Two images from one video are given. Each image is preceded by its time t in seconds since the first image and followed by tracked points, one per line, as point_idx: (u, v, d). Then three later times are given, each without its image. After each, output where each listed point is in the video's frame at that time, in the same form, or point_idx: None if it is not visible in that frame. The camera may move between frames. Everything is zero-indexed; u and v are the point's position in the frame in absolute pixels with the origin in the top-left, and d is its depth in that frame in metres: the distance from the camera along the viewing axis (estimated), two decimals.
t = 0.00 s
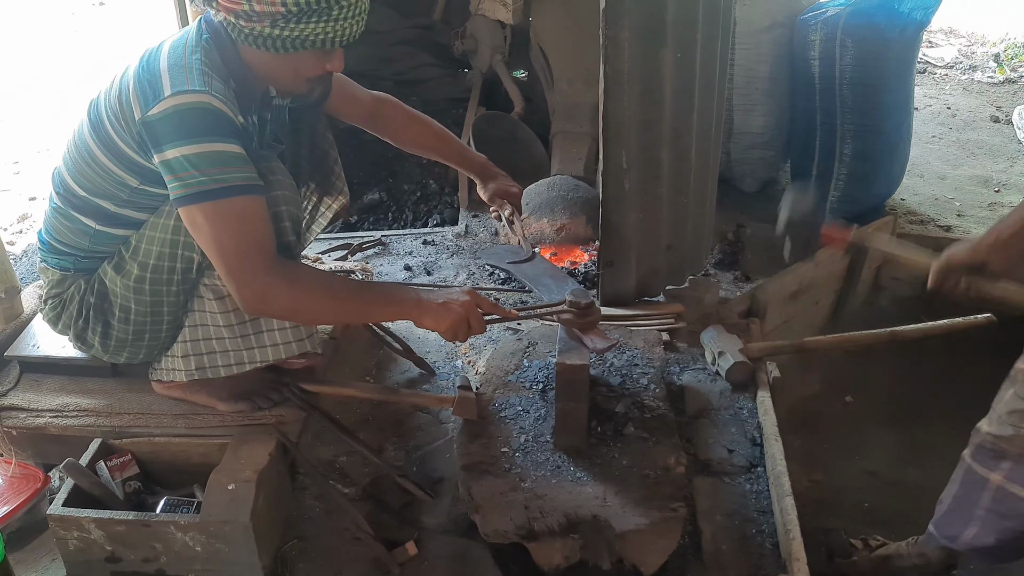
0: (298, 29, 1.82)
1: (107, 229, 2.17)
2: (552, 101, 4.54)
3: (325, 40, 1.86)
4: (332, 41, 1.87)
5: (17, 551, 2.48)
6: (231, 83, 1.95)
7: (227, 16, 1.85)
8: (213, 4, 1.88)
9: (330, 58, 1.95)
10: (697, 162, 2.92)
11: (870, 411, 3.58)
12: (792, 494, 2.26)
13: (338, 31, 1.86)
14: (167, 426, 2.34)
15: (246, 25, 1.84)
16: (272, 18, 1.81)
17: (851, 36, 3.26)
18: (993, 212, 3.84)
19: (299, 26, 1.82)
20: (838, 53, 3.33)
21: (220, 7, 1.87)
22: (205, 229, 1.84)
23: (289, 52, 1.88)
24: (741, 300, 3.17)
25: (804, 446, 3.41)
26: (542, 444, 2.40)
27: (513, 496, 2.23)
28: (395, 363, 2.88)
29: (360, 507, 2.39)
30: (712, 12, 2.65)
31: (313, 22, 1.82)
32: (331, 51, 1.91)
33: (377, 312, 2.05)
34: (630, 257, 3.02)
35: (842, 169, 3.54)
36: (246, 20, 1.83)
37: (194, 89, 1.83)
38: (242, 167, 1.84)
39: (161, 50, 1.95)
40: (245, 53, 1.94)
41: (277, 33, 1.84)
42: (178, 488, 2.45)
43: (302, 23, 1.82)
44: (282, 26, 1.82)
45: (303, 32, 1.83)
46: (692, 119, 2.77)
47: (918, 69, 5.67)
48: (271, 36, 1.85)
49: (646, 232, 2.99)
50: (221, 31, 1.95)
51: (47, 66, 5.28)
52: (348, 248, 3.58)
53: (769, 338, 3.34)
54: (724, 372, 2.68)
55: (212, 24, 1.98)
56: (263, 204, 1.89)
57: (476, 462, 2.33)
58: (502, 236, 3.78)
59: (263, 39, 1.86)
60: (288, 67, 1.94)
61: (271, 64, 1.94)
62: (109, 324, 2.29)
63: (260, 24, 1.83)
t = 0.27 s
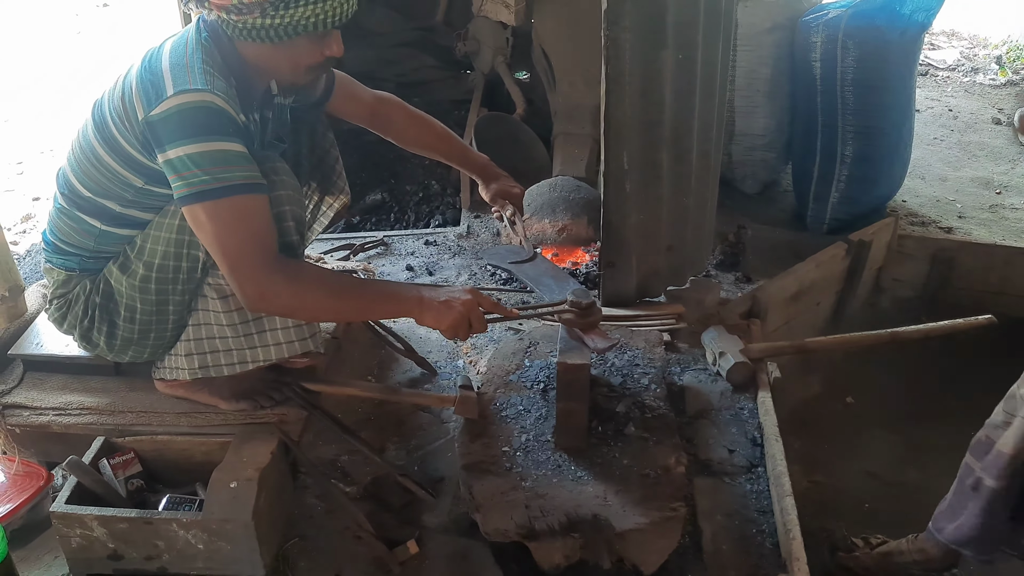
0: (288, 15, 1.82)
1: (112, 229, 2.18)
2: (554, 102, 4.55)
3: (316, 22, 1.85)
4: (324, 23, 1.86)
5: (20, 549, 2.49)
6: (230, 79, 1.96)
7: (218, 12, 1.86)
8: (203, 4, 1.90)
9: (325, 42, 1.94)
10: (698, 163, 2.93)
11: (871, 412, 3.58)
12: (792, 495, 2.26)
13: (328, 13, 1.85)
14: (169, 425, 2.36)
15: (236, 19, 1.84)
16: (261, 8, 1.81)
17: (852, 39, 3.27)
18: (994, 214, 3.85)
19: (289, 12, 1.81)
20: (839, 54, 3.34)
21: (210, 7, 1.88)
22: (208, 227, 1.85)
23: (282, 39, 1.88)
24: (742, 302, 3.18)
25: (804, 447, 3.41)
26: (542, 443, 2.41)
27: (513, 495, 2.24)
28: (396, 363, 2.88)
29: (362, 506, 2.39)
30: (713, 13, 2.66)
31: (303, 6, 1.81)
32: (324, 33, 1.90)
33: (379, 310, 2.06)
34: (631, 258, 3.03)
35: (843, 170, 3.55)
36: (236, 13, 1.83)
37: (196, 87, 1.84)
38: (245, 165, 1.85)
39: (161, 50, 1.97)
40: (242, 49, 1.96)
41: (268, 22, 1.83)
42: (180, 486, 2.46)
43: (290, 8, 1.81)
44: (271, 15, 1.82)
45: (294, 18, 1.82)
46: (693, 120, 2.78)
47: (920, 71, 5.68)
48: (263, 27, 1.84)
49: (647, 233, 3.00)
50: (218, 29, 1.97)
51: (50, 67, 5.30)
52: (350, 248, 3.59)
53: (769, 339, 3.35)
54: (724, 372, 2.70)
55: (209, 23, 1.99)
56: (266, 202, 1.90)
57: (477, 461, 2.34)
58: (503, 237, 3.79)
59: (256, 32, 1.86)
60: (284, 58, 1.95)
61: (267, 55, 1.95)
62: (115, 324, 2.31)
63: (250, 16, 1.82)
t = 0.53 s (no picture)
0: (275, 5, 1.80)
1: (111, 232, 2.18)
2: (553, 103, 4.55)
3: (305, 9, 1.83)
4: (312, 9, 1.84)
5: (15, 551, 2.48)
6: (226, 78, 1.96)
7: (208, 11, 1.87)
8: (194, 6, 1.91)
9: (317, 29, 1.92)
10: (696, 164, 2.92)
11: (870, 415, 3.58)
12: (790, 497, 2.25)
13: None
14: (166, 426, 2.35)
15: (225, 14, 1.84)
16: None
17: (851, 40, 3.27)
18: (993, 216, 3.84)
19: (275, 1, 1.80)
20: (837, 56, 3.33)
21: (201, 5, 1.88)
22: (205, 228, 1.84)
23: (273, 29, 1.87)
24: (740, 304, 3.17)
25: (803, 449, 3.41)
26: (540, 445, 2.41)
27: (511, 497, 2.23)
28: (394, 365, 2.88)
29: (359, 508, 2.39)
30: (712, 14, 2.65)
31: None
32: (315, 19, 1.88)
33: (376, 314, 2.06)
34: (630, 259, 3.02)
35: (841, 171, 3.54)
36: (225, 8, 1.83)
37: (193, 90, 1.84)
38: (242, 168, 1.84)
39: (158, 52, 1.96)
40: (235, 45, 1.95)
41: (256, 14, 1.82)
42: (176, 488, 2.46)
43: None
44: (259, 6, 1.81)
45: (282, 7, 1.81)
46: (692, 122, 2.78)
47: (919, 74, 5.67)
48: (251, 19, 1.84)
49: (646, 235, 2.99)
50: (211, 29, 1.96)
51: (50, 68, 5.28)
52: (348, 250, 3.59)
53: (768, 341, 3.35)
54: (723, 374, 2.69)
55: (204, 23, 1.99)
56: (264, 204, 1.90)
57: (474, 464, 2.33)
58: (501, 239, 3.78)
59: (245, 25, 1.85)
60: (277, 50, 1.94)
61: (259, 49, 1.94)
62: (113, 326, 2.30)
63: (238, 9, 1.82)
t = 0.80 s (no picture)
0: (277, 12, 1.81)
1: (108, 233, 2.17)
2: (550, 104, 4.54)
3: (308, 17, 1.84)
4: (315, 17, 1.86)
5: (10, 553, 2.47)
6: (224, 80, 1.95)
7: (206, 12, 1.85)
8: (191, 4, 1.88)
9: (317, 37, 1.93)
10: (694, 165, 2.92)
11: (868, 416, 3.57)
12: (787, 498, 2.25)
13: (320, 7, 1.84)
14: (161, 427, 2.34)
15: (225, 18, 1.83)
16: (250, 5, 1.80)
17: (848, 42, 3.26)
18: (991, 217, 3.84)
19: (278, 8, 1.80)
20: (835, 57, 3.33)
21: (198, 7, 1.86)
22: (202, 230, 1.84)
23: (272, 36, 1.87)
24: (738, 305, 3.17)
25: (801, 450, 3.40)
26: (537, 446, 2.40)
27: (507, 499, 2.23)
28: (391, 366, 2.87)
29: (355, 509, 2.38)
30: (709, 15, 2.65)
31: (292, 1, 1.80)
32: (314, 29, 1.90)
33: (374, 318, 2.06)
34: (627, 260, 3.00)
35: (840, 172, 3.54)
36: (225, 12, 1.82)
37: (190, 92, 1.84)
38: (238, 171, 1.84)
39: (155, 53, 1.95)
40: (234, 50, 1.95)
41: (258, 19, 1.82)
42: (172, 490, 2.45)
43: (280, 3, 1.80)
44: (261, 12, 1.81)
45: (284, 13, 1.81)
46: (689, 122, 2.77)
47: (918, 74, 5.68)
48: (251, 25, 1.84)
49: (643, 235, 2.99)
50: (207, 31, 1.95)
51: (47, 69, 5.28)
52: (346, 251, 3.58)
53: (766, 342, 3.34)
54: (721, 374, 2.67)
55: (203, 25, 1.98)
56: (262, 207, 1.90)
57: (471, 465, 2.32)
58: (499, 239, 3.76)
59: (245, 30, 1.85)
60: (276, 56, 1.95)
61: (257, 54, 1.94)
62: (109, 327, 2.29)
63: (239, 14, 1.82)
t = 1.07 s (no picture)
0: (293, 35, 1.80)
1: (107, 244, 2.15)
2: (548, 103, 4.54)
3: (323, 41, 1.84)
4: (331, 42, 1.85)
5: (7, 553, 2.47)
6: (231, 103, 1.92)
7: (220, 35, 1.83)
8: (203, 24, 1.86)
9: (330, 59, 1.91)
10: (692, 165, 2.91)
11: (867, 415, 3.57)
12: (786, 498, 2.24)
13: (335, 31, 1.84)
14: (158, 427, 2.34)
15: (239, 40, 1.82)
16: (265, 28, 1.79)
17: (847, 41, 3.26)
18: (990, 216, 3.84)
19: (294, 31, 1.79)
20: (834, 56, 3.33)
21: (210, 27, 1.84)
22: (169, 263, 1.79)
23: (286, 59, 1.86)
24: (736, 304, 3.16)
25: (800, 449, 3.40)
26: (535, 446, 2.40)
27: (506, 499, 2.22)
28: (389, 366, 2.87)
29: (353, 510, 2.38)
30: (707, 14, 2.63)
31: (308, 25, 1.80)
32: (329, 52, 1.89)
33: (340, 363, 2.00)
34: (625, 259, 3.01)
35: (838, 172, 3.56)
36: (240, 34, 1.81)
37: (193, 123, 1.79)
38: (218, 209, 1.78)
39: (161, 70, 1.89)
40: (243, 69, 1.92)
41: (273, 42, 1.81)
42: (169, 490, 2.44)
43: (297, 27, 1.80)
44: (276, 35, 1.80)
45: (300, 36, 1.80)
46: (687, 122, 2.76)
47: (916, 74, 5.68)
48: (266, 47, 1.82)
49: (641, 235, 2.98)
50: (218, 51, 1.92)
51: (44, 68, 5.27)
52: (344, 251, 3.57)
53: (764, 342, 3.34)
54: (718, 374, 2.69)
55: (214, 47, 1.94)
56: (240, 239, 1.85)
57: (468, 465, 2.32)
58: (498, 238, 3.77)
59: (259, 52, 1.84)
60: (287, 76, 1.92)
61: (269, 75, 1.92)
62: (106, 336, 2.28)
63: (254, 37, 1.81)
